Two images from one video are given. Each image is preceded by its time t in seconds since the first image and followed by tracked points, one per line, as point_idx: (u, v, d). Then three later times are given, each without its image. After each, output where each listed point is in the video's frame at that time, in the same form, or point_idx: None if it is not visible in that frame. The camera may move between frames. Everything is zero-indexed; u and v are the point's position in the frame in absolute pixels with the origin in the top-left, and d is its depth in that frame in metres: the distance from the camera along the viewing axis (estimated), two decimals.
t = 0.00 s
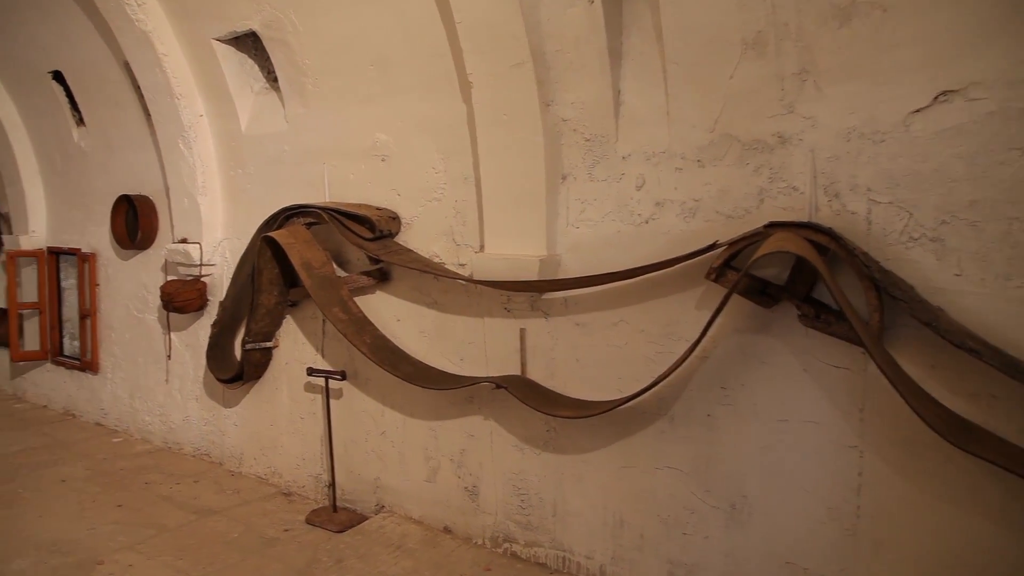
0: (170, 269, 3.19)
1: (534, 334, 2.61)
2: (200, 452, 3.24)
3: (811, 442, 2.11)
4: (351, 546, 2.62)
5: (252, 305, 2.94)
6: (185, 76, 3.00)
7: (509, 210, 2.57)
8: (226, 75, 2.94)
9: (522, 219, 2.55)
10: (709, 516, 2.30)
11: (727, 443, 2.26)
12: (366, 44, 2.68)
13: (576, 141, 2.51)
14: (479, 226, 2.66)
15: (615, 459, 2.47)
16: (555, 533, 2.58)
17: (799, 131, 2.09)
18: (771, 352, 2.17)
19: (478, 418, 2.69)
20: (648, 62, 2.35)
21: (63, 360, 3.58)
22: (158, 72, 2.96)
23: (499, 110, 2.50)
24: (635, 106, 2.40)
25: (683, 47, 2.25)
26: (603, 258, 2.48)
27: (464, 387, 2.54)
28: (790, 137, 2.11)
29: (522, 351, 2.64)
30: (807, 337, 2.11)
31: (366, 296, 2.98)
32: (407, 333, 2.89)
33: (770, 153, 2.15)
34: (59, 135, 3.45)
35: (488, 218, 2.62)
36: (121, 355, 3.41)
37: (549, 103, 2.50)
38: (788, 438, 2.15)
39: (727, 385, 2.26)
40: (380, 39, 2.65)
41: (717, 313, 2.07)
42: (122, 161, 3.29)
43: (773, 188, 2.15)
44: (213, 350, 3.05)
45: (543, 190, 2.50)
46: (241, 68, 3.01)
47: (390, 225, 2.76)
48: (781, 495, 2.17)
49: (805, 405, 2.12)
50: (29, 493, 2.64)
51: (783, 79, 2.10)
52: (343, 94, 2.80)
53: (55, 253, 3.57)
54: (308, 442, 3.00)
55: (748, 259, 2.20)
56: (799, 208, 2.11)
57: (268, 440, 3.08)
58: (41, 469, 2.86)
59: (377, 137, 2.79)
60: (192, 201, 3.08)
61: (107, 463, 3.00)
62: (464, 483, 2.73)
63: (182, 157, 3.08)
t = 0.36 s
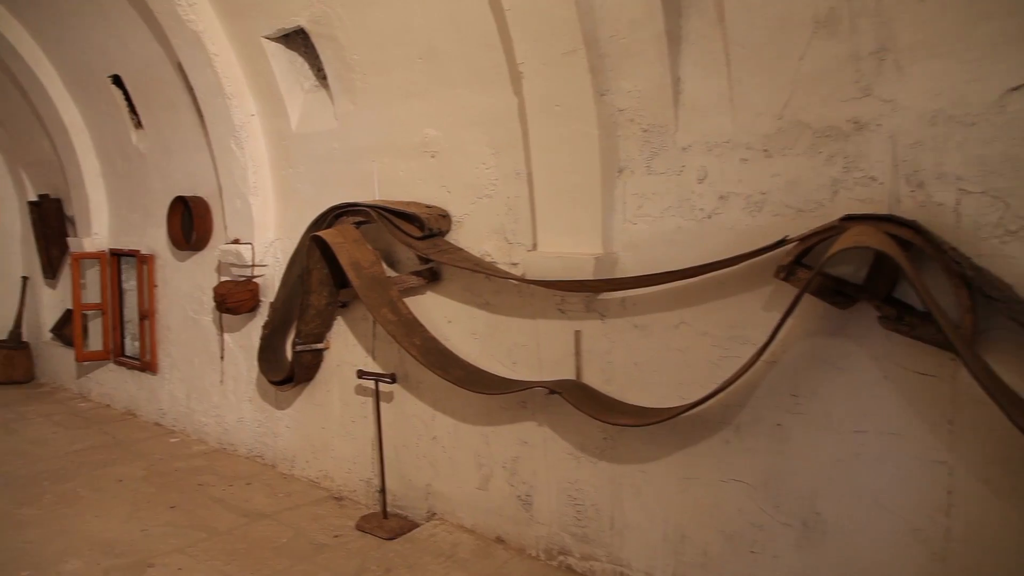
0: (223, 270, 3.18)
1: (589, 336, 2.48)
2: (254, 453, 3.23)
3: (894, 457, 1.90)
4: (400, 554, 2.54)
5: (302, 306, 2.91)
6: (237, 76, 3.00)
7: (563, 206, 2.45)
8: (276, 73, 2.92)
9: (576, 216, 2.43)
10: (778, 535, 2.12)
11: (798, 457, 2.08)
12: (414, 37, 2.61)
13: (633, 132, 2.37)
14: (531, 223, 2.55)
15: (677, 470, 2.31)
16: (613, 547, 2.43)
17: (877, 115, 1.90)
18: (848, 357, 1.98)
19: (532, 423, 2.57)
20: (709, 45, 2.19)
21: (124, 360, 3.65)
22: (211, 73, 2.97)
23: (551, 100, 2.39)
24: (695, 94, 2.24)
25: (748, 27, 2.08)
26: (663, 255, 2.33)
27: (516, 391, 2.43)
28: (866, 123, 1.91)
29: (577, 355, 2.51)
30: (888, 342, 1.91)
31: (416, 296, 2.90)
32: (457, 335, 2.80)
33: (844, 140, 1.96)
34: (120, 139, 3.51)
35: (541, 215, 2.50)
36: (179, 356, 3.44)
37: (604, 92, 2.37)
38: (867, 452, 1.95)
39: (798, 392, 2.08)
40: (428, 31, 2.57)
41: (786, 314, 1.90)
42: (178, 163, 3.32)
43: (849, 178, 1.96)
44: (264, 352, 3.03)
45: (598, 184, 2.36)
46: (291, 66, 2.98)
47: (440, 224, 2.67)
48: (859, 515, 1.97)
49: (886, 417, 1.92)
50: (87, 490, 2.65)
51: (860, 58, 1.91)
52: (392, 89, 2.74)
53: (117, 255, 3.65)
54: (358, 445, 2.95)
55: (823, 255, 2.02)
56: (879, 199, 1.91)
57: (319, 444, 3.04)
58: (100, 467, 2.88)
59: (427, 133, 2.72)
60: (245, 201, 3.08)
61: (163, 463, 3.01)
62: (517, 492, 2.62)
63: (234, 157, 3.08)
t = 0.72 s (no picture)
0: (284, 271, 3.15)
1: (663, 342, 2.32)
2: (313, 458, 3.17)
3: (1017, 484, 1.66)
4: (461, 568, 2.41)
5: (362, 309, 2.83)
6: (298, 74, 2.96)
7: (634, 202, 2.29)
8: (336, 70, 2.86)
9: (649, 212, 2.26)
10: (876, 566, 1.88)
11: (900, 479, 1.84)
12: (477, 27, 2.50)
13: (711, 122, 2.18)
14: (601, 221, 2.40)
15: (760, 490, 2.10)
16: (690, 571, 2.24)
17: (995, 95, 1.68)
18: (960, 368, 1.74)
19: (601, 433, 2.42)
20: (797, 25, 2.00)
21: (189, 361, 3.66)
22: (272, 71, 2.93)
23: (622, 90, 2.24)
24: (780, 78, 2.05)
25: (843, 3, 1.89)
26: (744, 254, 2.13)
27: (584, 400, 2.29)
28: (981, 104, 1.69)
29: (650, 362, 2.34)
30: (1010, 352, 1.67)
31: (478, 298, 2.79)
32: (520, 339, 2.67)
33: (955, 124, 1.74)
34: (185, 141, 3.54)
35: (611, 212, 2.36)
36: (241, 358, 3.42)
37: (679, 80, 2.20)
38: (983, 477, 1.71)
39: (899, 406, 1.85)
40: (492, 21, 2.46)
41: (889, 319, 1.70)
42: (241, 164, 3.31)
43: (960, 167, 1.74)
44: (324, 356, 2.98)
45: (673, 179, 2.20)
46: (352, 62, 2.92)
47: (505, 222, 2.54)
48: (975, 548, 1.73)
49: (1007, 437, 1.68)
50: (149, 490, 2.63)
51: (974, 32, 1.69)
52: (454, 83, 2.64)
53: (182, 257, 3.68)
54: (418, 453, 2.85)
55: (930, 253, 1.79)
56: (996, 190, 1.69)
57: (379, 450, 2.96)
58: (163, 468, 2.87)
59: (490, 128, 2.61)
60: (306, 201, 3.04)
61: (224, 466, 2.98)
62: (584, 506, 2.46)
63: (295, 156, 3.04)
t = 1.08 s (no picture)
0: (345, 271, 3.09)
1: (747, 351, 2.11)
2: (372, 464, 3.08)
3: None
4: None
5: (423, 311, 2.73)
6: (362, 70, 2.90)
7: (716, 198, 2.10)
8: (400, 64, 2.79)
9: (732, 208, 2.06)
10: None
11: None
12: (547, 14, 2.37)
13: (804, 109, 1.96)
14: (679, 218, 2.22)
15: (852, 516, 1.84)
16: None
17: None
18: None
19: (675, 447, 2.21)
20: None
21: (250, 363, 3.64)
22: (335, 66, 2.88)
23: (705, 75, 2.06)
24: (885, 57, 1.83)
25: None
26: (840, 253, 1.90)
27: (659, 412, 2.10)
28: None
29: (732, 372, 2.14)
30: None
31: (545, 302, 2.64)
32: (590, 345, 2.50)
33: None
34: (250, 141, 3.54)
35: (689, 209, 2.17)
36: (301, 360, 3.38)
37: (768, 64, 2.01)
38: None
39: None
40: (562, 7, 2.33)
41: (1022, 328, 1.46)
42: (304, 163, 3.28)
43: None
44: (383, 359, 2.89)
45: (760, 171, 1.99)
46: (417, 56, 2.83)
47: (574, 221, 2.39)
48: None
49: None
50: (207, 492, 2.58)
51: None
52: (522, 75, 2.52)
53: (246, 258, 3.68)
54: (479, 463, 2.71)
55: None
56: None
57: (439, 458, 2.84)
58: (221, 470, 2.83)
59: (560, 121, 2.47)
60: (368, 200, 2.97)
61: (282, 470, 2.92)
62: (657, 526, 2.25)
63: (358, 154, 2.97)
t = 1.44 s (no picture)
0: (410, 271, 3.01)
1: (843, 361, 1.85)
2: (435, 471, 2.98)
3: None
4: None
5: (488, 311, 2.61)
6: (428, 62, 2.81)
7: (808, 188, 1.86)
8: (467, 55, 2.68)
9: (829, 198, 1.81)
10: None
11: None
12: None
13: (912, 86, 1.69)
14: (766, 210, 1.98)
15: (973, 556, 1.56)
16: None
17: None
18: None
19: (760, 464, 1.98)
20: None
21: (317, 364, 3.62)
22: (400, 59, 2.80)
23: (797, 51, 1.83)
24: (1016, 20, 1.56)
25: None
26: (956, 249, 1.62)
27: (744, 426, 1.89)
28: None
29: (825, 384, 1.88)
30: None
31: (616, 302, 2.45)
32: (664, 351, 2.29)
33: None
34: (318, 140, 3.52)
35: (777, 199, 1.93)
36: (366, 362, 3.32)
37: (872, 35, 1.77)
38: None
39: None
40: None
41: None
42: (370, 161, 3.22)
43: None
44: (448, 362, 2.78)
45: (861, 156, 1.74)
46: (484, 47, 2.72)
47: (649, 215, 2.20)
48: None
49: None
50: (268, 496, 2.54)
51: None
52: (594, 60, 2.36)
53: (313, 258, 3.66)
54: (545, 473, 2.56)
55: None
56: None
57: (504, 467, 2.71)
58: (284, 472, 2.80)
59: (634, 109, 2.29)
60: (433, 197, 2.88)
61: (344, 475, 2.86)
62: (739, 551, 2.02)
63: (423, 150, 2.89)
